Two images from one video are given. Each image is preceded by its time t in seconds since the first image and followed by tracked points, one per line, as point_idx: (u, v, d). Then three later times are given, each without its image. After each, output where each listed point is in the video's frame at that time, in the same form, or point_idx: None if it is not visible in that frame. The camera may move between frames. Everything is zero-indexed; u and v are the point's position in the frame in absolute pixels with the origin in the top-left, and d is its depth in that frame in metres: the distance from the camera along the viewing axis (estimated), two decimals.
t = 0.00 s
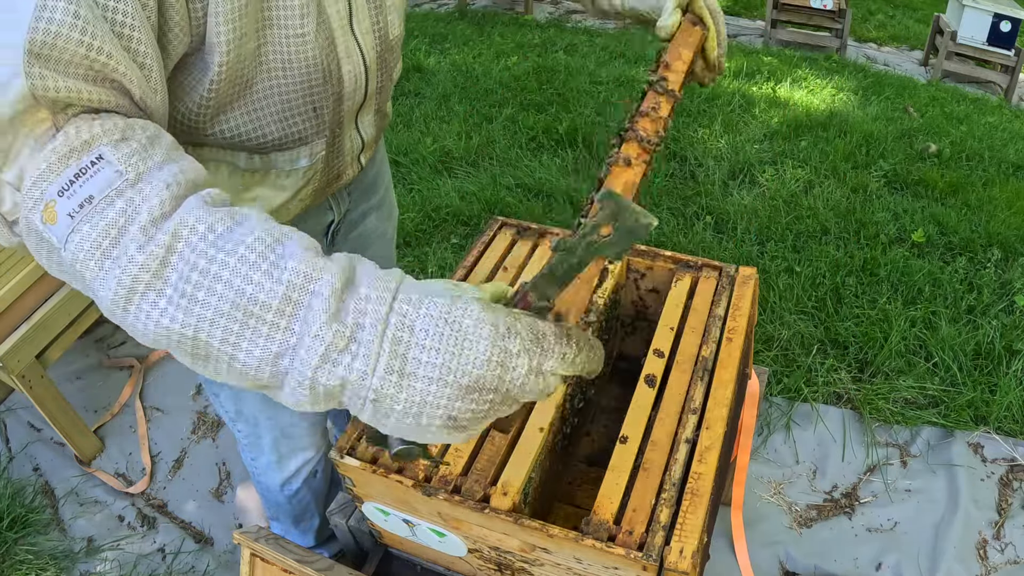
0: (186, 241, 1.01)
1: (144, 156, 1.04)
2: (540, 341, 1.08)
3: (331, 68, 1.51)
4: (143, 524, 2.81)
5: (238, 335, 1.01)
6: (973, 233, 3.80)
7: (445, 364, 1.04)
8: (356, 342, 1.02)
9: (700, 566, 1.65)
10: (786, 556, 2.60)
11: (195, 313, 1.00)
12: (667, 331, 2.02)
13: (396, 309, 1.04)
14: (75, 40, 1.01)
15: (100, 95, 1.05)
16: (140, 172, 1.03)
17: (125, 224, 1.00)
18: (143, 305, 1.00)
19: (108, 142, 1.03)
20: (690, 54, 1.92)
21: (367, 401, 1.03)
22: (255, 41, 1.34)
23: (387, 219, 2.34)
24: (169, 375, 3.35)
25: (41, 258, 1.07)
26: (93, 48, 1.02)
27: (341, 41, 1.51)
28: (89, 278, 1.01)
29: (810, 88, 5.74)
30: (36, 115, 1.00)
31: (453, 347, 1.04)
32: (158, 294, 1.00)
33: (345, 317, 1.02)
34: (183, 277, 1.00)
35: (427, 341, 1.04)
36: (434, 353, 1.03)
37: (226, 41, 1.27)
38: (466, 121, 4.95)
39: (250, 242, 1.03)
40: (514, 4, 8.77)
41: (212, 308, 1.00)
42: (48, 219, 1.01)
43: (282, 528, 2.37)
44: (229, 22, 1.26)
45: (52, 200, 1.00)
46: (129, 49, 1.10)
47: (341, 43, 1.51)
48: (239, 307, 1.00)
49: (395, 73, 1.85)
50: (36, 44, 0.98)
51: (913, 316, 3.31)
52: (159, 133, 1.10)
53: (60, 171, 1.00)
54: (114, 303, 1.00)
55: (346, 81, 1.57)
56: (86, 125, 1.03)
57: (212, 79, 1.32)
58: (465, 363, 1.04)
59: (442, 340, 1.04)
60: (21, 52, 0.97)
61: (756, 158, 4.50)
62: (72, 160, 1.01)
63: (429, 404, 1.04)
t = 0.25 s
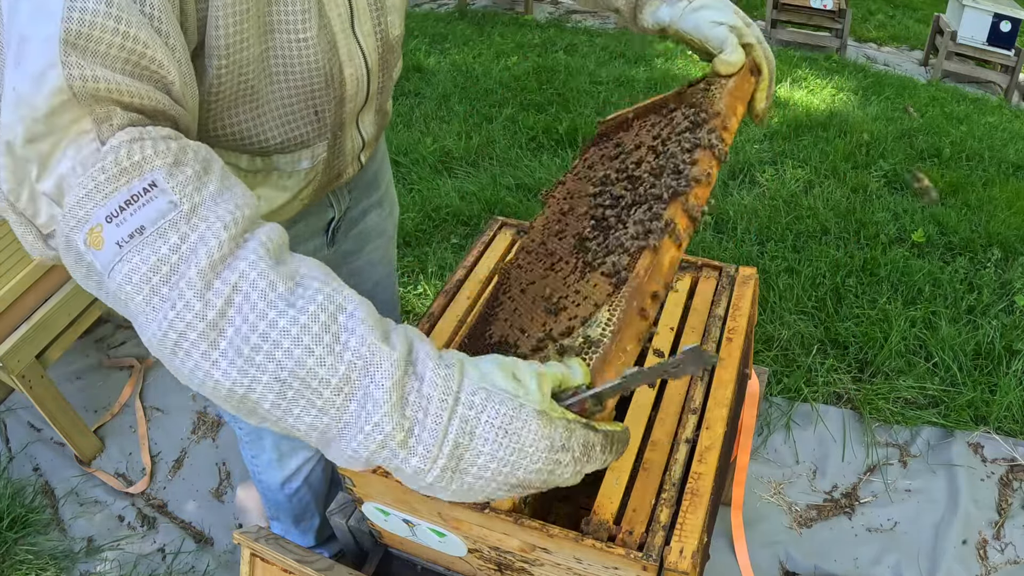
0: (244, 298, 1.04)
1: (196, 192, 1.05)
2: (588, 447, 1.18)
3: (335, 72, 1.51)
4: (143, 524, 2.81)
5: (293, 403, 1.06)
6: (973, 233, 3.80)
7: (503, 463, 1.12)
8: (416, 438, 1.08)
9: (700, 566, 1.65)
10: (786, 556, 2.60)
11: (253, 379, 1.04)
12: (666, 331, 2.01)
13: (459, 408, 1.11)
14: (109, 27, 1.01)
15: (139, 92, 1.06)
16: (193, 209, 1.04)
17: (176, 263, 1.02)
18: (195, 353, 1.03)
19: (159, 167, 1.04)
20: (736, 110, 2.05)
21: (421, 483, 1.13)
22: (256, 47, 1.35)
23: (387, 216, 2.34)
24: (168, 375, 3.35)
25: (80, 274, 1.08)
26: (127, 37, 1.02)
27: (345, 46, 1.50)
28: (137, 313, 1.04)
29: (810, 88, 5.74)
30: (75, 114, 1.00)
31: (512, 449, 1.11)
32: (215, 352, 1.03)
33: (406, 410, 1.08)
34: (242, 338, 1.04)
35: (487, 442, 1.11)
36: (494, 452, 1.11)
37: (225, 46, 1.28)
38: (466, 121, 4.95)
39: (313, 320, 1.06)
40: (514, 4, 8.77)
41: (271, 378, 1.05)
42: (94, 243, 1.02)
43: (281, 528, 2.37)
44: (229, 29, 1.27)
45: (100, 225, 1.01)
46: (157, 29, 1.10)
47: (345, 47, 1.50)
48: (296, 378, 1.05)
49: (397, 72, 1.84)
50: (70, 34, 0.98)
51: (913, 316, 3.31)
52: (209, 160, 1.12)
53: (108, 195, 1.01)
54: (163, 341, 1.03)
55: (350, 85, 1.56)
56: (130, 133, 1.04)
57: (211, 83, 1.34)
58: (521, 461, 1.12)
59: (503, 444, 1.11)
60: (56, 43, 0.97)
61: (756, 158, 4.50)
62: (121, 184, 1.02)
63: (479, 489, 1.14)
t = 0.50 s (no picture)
0: (252, 337, 1.07)
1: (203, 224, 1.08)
2: (576, 505, 1.27)
3: (335, 81, 1.51)
4: (143, 523, 2.81)
5: (298, 439, 1.11)
6: (973, 233, 3.80)
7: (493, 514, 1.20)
8: (413, 487, 1.15)
9: (700, 566, 1.65)
10: (786, 556, 2.60)
11: (261, 418, 1.08)
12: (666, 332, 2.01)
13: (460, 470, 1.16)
14: (110, 52, 1.01)
15: (143, 116, 1.06)
16: (200, 243, 1.06)
17: (184, 298, 1.05)
18: (205, 387, 1.06)
19: (166, 200, 1.06)
20: (744, 138, 2.06)
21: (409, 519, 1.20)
22: (257, 58, 1.35)
23: (386, 217, 2.34)
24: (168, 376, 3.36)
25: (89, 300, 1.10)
26: (130, 62, 1.03)
27: (344, 53, 1.50)
28: (147, 344, 1.06)
29: (810, 88, 5.74)
30: (81, 143, 1.01)
31: (503, 505, 1.20)
32: (225, 390, 1.07)
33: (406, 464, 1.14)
34: (250, 377, 1.07)
35: (482, 496, 1.18)
36: (487, 506, 1.19)
37: (226, 58, 1.28)
38: (466, 121, 4.95)
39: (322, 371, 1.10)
40: (514, 4, 8.77)
41: (278, 420, 1.09)
42: (102, 277, 1.03)
43: (281, 528, 2.37)
44: (231, 42, 1.27)
45: (109, 259, 1.03)
46: (161, 49, 1.11)
47: (344, 55, 1.50)
48: (301, 419, 1.09)
49: (395, 76, 1.84)
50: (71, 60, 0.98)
51: (913, 316, 3.31)
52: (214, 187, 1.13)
53: (118, 230, 1.03)
54: (173, 374, 1.06)
55: (349, 92, 1.57)
56: (136, 162, 1.05)
57: (212, 95, 1.34)
58: (510, 515, 1.21)
59: (497, 500, 1.19)
60: (59, 71, 0.98)
61: (756, 158, 4.50)
62: (130, 219, 1.03)
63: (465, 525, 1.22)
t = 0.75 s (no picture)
0: (244, 340, 1.07)
1: (194, 232, 1.07)
2: (577, 492, 1.29)
3: (332, 84, 1.51)
4: (143, 523, 2.81)
5: (295, 441, 1.10)
6: (973, 233, 3.80)
7: (495, 507, 1.20)
8: (415, 479, 1.14)
9: (699, 566, 1.65)
10: (786, 556, 2.60)
11: (255, 421, 1.08)
12: (666, 332, 2.01)
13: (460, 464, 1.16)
14: (98, 65, 1.00)
15: (134, 131, 1.05)
16: (192, 249, 1.06)
17: (174, 305, 1.04)
18: (196, 391, 1.06)
19: (155, 207, 1.06)
20: (744, 130, 2.04)
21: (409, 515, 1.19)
22: (254, 63, 1.35)
23: (386, 219, 2.34)
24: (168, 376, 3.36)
25: (79, 306, 1.10)
26: (116, 75, 1.02)
27: (339, 56, 1.50)
28: (138, 351, 1.06)
29: (810, 88, 5.74)
30: (69, 155, 1.01)
31: (506, 495, 1.20)
32: (218, 394, 1.07)
33: (408, 457, 1.13)
34: (241, 379, 1.06)
35: (483, 485, 1.18)
36: (489, 498, 1.19)
37: (223, 63, 1.28)
38: (466, 121, 4.95)
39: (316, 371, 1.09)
40: (514, 4, 8.77)
41: (273, 424, 1.08)
42: (94, 286, 1.04)
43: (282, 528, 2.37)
44: (228, 48, 1.27)
45: (99, 268, 1.03)
46: (150, 61, 1.10)
47: (341, 57, 1.50)
48: (298, 420, 1.09)
49: (393, 79, 1.84)
50: (57, 76, 0.98)
51: (913, 316, 3.31)
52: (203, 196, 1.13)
53: (107, 238, 1.03)
54: (164, 380, 1.06)
55: (347, 94, 1.57)
56: (124, 174, 1.04)
57: (210, 101, 1.33)
58: (512, 506, 1.21)
59: (498, 491, 1.19)
60: (45, 87, 0.98)
61: (756, 157, 4.50)
62: (119, 227, 1.03)
63: (466, 522, 1.21)
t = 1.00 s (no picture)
0: (245, 314, 1.05)
1: (191, 207, 1.06)
2: (599, 432, 1.23)
3: (331, 83, 1.51)
4: (142, 523, 2.81)
5: (306, 408, 1.06)
6: (973, 233, 3.80)
7: (520, 461, 1.15)
8: (434, 424, 1.09)
9: (700, 566, 1.65)
10: (786, 556, 2.60)
11: (262, 389, 1.04)
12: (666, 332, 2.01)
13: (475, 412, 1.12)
14: (97, 52, 0.99)
15: (129, 119, 1.04)
16: (189, 224, 1.05)
17: (173, 280, 1.02)
18: (198, 366, 1.03)
19: (151, 186, 1.04)
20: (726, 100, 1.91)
21: (434, 478, 1.13)
22: (253, 61, 1.35)
23: (384, 220, 2.34)
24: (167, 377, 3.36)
25: (69, 300, 1.07)
26: (114, 61, 1.01)
27: (339, 55, 1.50)
28: (135, 335, 1.03)
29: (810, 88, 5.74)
30: (62, 141, 1.00)
31: (528, 441, 1.14)
32: (222, 366, 1.03)
33: (422, 403, 1.09)
34: (246, 347, 1.04)
35: (504, 427, 1.14)
36: (512, 448, 1.14)
37: (223, 60, 1.28)
38: (466, 121, 4.95)
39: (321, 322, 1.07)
40: (514, 4, 8.78)
41: (282, 389, 1.05)
42: (87, 267, 1.01)
43: (282, 529, 2.37)
44: (228, 45, 1.27)
45: (94, 247, 1.01)
46: (148, 55, 1.09)
47: (341, 56, 1.50)
48: (309, 381, 1.05)
49: (393, 79, 1.84)
50: (56, 60, 0.98)
51: (913, 316, 3.31)
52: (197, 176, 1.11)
53: (103, 218, 1.01)
54: (163, 359, 1.03)
55: (346, 94, 1.57)
56: (119, 157, 1.03)
57: (209, 98, 1.33)
58: (536, 454, 1.15)
59: (519, 439, 1.14)
60: (44, 71, 0.97)
61: (756, 157, 4.50)
62: (113, 205, 1.02)
63: (494, 484, 1.15)
